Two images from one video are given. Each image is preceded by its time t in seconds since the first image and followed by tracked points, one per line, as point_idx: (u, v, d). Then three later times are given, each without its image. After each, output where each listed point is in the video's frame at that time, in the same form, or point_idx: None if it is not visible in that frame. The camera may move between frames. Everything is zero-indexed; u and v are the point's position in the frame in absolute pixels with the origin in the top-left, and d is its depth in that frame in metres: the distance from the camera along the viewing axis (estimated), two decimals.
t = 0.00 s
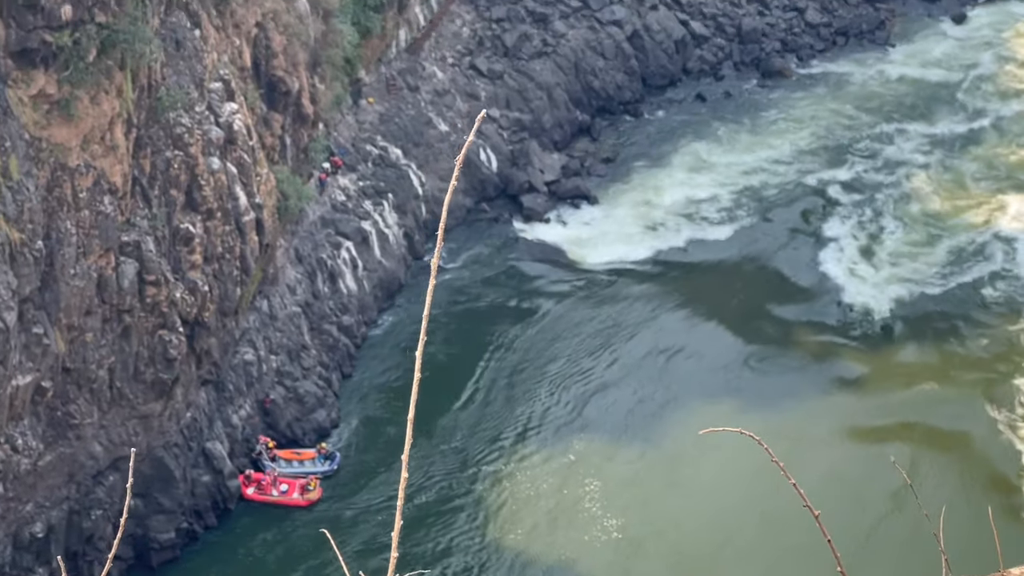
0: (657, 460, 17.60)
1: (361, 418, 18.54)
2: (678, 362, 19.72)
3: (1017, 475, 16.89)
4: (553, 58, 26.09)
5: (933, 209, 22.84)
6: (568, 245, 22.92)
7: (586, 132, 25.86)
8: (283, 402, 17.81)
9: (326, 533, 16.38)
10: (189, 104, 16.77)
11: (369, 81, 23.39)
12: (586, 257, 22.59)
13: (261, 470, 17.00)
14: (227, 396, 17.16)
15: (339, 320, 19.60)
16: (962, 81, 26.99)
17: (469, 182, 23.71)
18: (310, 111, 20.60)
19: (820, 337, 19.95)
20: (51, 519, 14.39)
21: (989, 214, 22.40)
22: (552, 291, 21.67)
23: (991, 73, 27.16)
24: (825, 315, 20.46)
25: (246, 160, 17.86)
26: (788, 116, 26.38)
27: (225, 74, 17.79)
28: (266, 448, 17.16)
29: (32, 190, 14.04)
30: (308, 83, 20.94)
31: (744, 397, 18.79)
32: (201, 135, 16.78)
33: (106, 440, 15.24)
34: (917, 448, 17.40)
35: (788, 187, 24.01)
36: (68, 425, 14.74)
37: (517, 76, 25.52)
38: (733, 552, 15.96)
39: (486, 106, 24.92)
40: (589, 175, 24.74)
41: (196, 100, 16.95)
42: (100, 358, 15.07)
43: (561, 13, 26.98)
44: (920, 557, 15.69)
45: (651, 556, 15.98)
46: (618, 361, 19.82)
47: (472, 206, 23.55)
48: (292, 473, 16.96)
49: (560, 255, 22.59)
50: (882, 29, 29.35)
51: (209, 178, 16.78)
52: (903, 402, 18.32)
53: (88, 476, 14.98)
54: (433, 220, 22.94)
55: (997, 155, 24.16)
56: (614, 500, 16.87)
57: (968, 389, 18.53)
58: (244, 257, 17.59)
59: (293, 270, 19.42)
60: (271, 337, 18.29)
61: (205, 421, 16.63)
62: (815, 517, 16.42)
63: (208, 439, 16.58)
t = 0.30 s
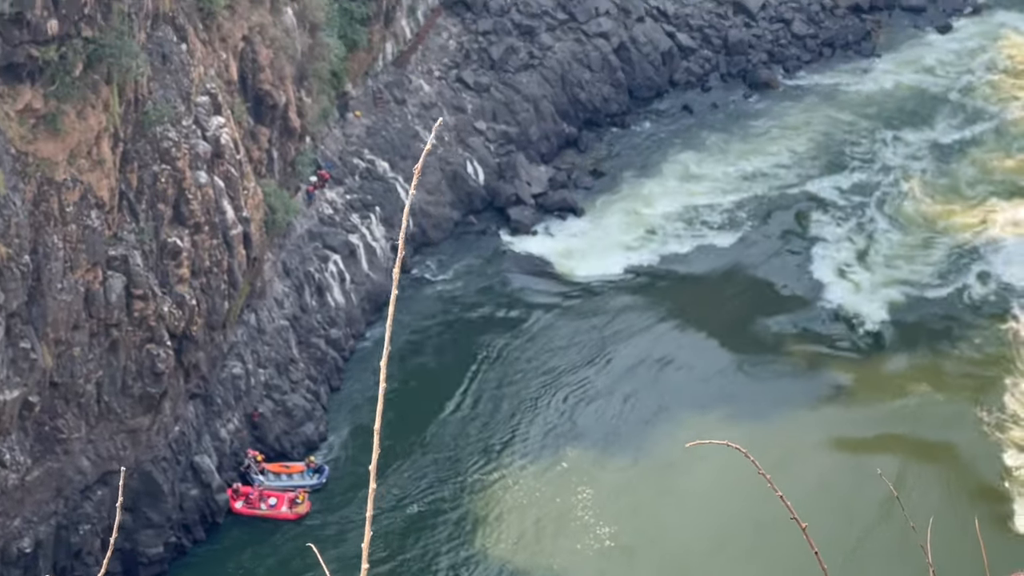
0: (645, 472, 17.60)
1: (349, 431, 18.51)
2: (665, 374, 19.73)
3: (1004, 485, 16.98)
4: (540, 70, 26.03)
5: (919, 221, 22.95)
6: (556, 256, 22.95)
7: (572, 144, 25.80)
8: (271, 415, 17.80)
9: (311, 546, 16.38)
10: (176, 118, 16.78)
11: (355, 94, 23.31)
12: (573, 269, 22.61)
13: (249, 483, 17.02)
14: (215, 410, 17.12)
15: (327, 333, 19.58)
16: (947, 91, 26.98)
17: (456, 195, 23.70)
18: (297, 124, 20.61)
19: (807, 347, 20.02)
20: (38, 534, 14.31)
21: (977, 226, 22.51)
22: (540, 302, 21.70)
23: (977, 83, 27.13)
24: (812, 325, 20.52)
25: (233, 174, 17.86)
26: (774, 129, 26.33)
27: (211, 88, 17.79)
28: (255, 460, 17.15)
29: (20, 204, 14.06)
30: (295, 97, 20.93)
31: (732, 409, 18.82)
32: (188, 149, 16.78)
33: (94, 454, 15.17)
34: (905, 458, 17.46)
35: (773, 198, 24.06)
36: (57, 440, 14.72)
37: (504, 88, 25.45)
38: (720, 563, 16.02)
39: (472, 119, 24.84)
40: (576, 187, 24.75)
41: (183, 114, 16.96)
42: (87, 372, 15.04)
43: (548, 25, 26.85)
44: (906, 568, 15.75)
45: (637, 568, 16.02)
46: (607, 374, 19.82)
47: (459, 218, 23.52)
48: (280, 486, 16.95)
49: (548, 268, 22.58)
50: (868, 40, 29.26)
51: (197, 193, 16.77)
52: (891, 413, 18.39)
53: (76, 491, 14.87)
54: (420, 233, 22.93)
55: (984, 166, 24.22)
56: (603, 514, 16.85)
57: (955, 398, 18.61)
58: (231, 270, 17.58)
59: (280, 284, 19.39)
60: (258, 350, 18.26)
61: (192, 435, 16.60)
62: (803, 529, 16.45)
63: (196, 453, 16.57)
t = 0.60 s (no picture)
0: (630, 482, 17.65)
1: (334, 444, 18.50)
2: (650, 385, 19.79)
3: (988, 495, 17.10)
4: (524, 82, 26.04)
5: (905, 234, 22.97)
6: (542, 269, 22.97)
7: (556, 155, 25.89)
8: (257, 428, 17.78)
9: (297, 561, 16.43)
10: (160, 130, 16.79)
11: (340, 106, 23.28)
12: (557, 280, 22.66)
13: (234, 495, 17.01)
14: (200, 423, 17.07)
15: (311, 345, 19.57)
16: (931, 101, 26.96)
17: (440, 207, 23.70)
18: (281, 136, 20.61)
19: (792, 357, 20.11)
20: (23, 548, 14.36)
21: (962, 238, 22.59)
22: (524, 314, 21.74)
23: (961, 95, 27.06)
24: (796, 335, 20.61)
25: (217, 187, 17.84)
26: (757, 140, 26.32)
27: (195, 101, 17.79)
28: (240, 473, 17.13)
29: (4, 219, 14.06)
30: (279, 109, 20.91)
31: (716, 419, 18.89)
32: (171, 162, 16.80)
33: (79, 468, 15.16)
34: (890, 468, 17.55)
35: (757, 208, 24.12)
36: (41, 454, 14.70)
37: (487, 100, 25.45)
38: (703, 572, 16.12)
39: (457, 130, 24.89)
40: (560, 198, 24.76)
41: (166, 127, 16.97)
42: (72, 387, 14.98)
43: (531, 36, 26.83)
44: None
45: None
46: (591, 385, 19.87)
47: (443, 230, 23.52)
48: (266, 499, 16.95)
49: (532, 279, 22.60)
50: (851, 50, 29.08)
51: (180, 206, 16.78)
52: (874, 422, 18.50)
53: (61, 504, 14.89)
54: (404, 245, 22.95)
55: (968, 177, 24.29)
56: (588, 525, 16.88)
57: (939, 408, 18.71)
58: (216, 282, 17.57)
59: (265, 296, 19.37)
60: (243, 363, 18.23)
61: (178, 448, 16.58)
62: (786, 539, 16.53)
63: (181, 465, 16.55)
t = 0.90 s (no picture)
0: (614, 493, 17.73)
1: (318, 455, 18.50)
2: (634, 395, 19.86)
3: (973, 505, 17.22)
4: (506, 92, 25.98)
5: (887, 243, 22.96)
6: (525, 279, 22.99)
7: (539, 165, 25.94)
8: (240, 440, 17.74)
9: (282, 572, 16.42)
10: (142, 142, 16.79)
11: (322, 117, 23.23)
12: (540, 291, 22.69)
13: (218, 507, 17.00)
14: (184, 435, 17.05)
15: (295, 356, 19.58)
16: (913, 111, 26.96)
17: (423, 219, 23.67)
18: (264, 147, 20.60)
19: (776, 366, 20.22)
20: (8, 560, 14.52)
21: (944, 246, 22.64)
22: (507, 324, 21.81)
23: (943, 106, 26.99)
24: (778, 345, 20.69)
25: (200, 199, 17.83)
26: (740, 149, 26.39)
27: (177, 112, 17.77)
28: (224, 484, 17.12)
29: None
30: (261, 120, 20.88)
31: (701, 429, 18.98)
32: (154, 173, 16.78)
33: (63, 480, 15.24)
34: (874, 477, 17.68)
35: (739, 218, 24.20)
36: (25, 467, 14.79)
37: (470, 110, 25.44)
38: None
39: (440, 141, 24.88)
40: (543, 209, 24.77)
41: (148, 139, 16.96)
42: (56, 399, 15.02)
43: (513, 46, 26.70)
44: None
45: None
46: (576, 396, 19.92)
47: (426, 241, 23.51)
48: (251, 510, 16.96)
49: (514, 290, 22.62)
50: (833, 59, 28.93)
51: (163, 217, 16.79)
52: (859, 431, 18.63)
53: (45, 517, 15.02)
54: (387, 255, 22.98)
55: (949, 187, 24.35)
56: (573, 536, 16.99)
57: (923, 416, 18.83)
58: (199, 294, 17.55)
59: (248, 307, 19.35)
60: (227, 375, 18.20)
61: (161, 460, 16.56)
62: (770, 550, 16.68)
63: (165, 478, 16.54)
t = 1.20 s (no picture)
0: (593, 506, 17.83)
1: (299, 467, 18.46)
2: (613, 406, 19.93)
3: (952, 514, 17.36)
4: (484, 103, 25.89)
5: (864, 253, 23.07)
6: (505, 290, 23.01)
7: (518, 177, 25.76)
8: (221, 452, 17.70)
9: None
10: (121, 155, 16.76)
11: (301, 129, 23.30)
12: (520, 301, 22.72)
13: (199, 520, 16.92)
14: (165, 448, 17.02)
15: (275, 368, 19.58)
16: (891, 121, 26.96)
17: (403, 230, 23.55)
18: (243, 160, 20.61)
19: (755, 376, 20.32)
20: None
21: (922, 254, 22.68)
22: (488, 335, 21.84)
23: (919, 115, 27.03)
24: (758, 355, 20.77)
25: (180, 212, 17.79)
26: (722, 157, 26.37)
27: (156, 125, 17.75)
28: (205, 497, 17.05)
29: None
30: (240, 133, 20.87)
31: (681, 438, 19.12)
32: (133, 187, 16.76)
33: (42, 494, 15.20)
34: (854, 486, 17.83)
35: (719, 227, 24.20)
36: (6, 481, 14.81)
37: (449, 122, 25.36)
38: None
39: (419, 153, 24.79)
40: (521, 219, 24.66)
41: (127, 152, 16.94)
42: (36, 413, 15.05)
43: (492, 57, 26.69)
44: None
45: None
46: (555, 407, 19.97)
47: (406, 253, 23.46)
48: (231, 523, 16.91)
49: (494, 301, 22.63)
50: (812, 69, 28.79)
51: (143, 230, 16.74)
52: (839, 439, 18.76)
53: (25, 531, 14.95)
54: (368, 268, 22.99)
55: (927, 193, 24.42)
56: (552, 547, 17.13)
57: (902, 426, 18.95)
58: (178, 307, 17.53)
59: (228, 320, 19.34)
60: (207, 388, 18.18)
61: (142, 474, 16.52)
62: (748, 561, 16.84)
63: (145, 491, 16.51)
